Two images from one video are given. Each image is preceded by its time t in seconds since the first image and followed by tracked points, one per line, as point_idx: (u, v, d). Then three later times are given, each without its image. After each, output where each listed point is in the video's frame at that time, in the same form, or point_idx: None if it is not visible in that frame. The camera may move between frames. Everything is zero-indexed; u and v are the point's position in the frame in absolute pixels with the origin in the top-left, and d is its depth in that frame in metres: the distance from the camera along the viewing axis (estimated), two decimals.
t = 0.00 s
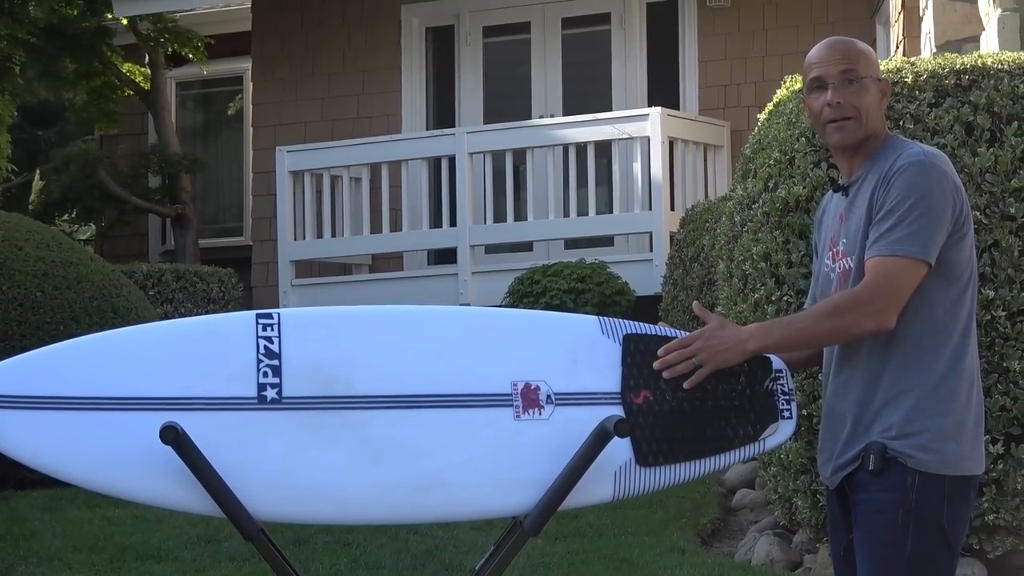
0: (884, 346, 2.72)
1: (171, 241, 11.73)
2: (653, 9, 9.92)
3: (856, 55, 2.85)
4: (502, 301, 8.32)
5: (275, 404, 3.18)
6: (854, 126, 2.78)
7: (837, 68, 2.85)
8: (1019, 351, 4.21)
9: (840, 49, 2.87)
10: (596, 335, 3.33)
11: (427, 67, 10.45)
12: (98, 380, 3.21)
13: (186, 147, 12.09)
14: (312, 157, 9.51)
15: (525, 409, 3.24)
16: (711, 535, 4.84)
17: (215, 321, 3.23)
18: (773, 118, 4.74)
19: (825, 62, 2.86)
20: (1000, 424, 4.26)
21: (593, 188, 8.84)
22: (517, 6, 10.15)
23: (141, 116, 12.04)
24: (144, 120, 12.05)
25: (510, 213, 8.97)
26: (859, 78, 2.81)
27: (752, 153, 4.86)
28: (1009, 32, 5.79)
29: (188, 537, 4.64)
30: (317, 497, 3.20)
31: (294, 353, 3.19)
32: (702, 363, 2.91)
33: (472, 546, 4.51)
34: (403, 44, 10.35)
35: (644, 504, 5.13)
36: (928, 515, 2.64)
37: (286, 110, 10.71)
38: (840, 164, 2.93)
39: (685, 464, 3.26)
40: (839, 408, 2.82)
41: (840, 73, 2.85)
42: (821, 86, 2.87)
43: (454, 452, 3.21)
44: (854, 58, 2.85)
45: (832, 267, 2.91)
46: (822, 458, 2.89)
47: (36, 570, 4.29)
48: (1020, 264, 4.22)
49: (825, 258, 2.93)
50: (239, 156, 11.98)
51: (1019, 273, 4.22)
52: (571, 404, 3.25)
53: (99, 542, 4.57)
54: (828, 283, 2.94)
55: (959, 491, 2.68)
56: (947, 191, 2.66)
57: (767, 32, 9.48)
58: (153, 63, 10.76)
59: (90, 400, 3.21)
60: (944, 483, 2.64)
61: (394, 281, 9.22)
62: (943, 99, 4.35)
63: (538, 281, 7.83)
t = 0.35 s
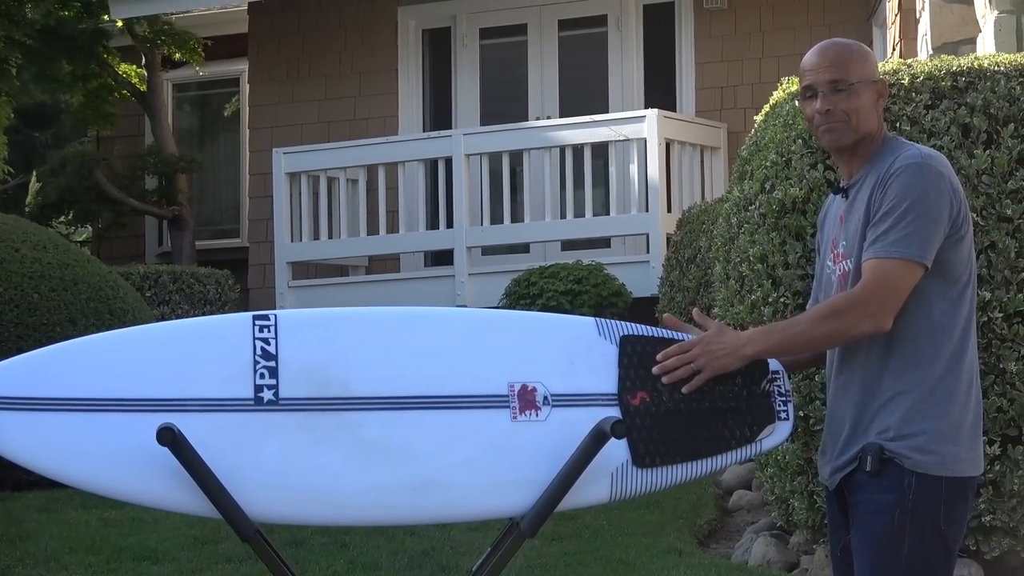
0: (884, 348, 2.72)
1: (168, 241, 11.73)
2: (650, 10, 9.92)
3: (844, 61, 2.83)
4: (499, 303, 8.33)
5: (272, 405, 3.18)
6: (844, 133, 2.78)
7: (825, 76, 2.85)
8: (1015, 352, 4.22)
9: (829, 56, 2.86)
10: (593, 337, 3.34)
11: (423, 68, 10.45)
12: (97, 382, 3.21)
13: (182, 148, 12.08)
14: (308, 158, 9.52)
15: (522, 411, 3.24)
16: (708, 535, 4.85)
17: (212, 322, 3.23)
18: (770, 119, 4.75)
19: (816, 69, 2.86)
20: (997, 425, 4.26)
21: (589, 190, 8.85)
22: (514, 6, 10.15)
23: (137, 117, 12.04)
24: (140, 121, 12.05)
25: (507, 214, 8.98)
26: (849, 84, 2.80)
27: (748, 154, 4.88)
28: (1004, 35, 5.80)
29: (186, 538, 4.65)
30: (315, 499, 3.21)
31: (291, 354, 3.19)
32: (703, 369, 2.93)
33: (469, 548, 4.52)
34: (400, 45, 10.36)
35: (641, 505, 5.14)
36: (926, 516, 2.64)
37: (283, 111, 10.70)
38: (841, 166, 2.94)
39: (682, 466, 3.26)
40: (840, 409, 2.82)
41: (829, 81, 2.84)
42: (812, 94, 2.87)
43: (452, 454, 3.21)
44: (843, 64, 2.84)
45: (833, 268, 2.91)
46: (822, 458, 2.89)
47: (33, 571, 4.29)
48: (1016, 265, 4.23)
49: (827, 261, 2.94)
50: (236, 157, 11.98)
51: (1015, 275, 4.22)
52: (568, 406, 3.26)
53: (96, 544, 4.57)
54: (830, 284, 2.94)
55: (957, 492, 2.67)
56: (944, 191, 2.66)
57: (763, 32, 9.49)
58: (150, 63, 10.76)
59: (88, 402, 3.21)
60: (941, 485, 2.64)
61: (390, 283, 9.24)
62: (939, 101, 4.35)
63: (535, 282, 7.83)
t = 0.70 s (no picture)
0: (888, 348, 2.71)
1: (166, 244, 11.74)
2: (647, 12, 9.92)
3: (846, 62, 2.79)
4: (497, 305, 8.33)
5: (270, 408, 3.18)
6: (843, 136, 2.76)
7: (827, 75, 2.81)
8: (1013, 354, 4.22)
9: (835, 54, 2.82)
10: (591, 339, 3.34)
11: (421, 71, 10.46)
12: (95, 384, 3.22)
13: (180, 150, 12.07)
14: (305, 161, 9.52)
15: (519, 413, 3.24)
16: (706, 538, 4.86)
17: (209, 324, 3.23)
18: (768, 121, 4.76)
19: (818, 68, 2.83)
20: (995, 427, 4.26)
21: (587, 192, 8.85)
22: (513, 8, 10.16)
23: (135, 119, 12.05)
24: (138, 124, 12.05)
25: (505, 216, 8.99)
26: (851, 86, 2.77)
27: (747, 157, 4.88)
28: (1003, 37, 5.79)
29: (185, 541, 4.65)
30: (313, 501, 3.21)
31: (288, 356, 3.19)
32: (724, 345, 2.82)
33: (466, 551, 4.52)
34: (397, 48, 10.37)
35: (639, 508, 5.14)
36: (925, 518, 2.64)
37: (281, 114, 10.71)
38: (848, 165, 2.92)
39: (680, 468, 3.27)
40: (842, 408, 2.82)
41: (829, 81, 2.81)
42: (814, 92, 2.84)
43: (451, 455, 3.21)
44: (846, 64, 2.80)
45: (837, 266, 2.91)
46: (823, 459, 2.89)
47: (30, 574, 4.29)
48: (1012, 267, 4.23)
49: (833, 258, 2.94)
50: (234, 160, 11.98)
51: (1013, 277, 4.22)
52: (566, 408, 3.26)
53: (95, 547, 4.56)
54: (833, 282, 2.94)
55: (957, 494, 2.67)
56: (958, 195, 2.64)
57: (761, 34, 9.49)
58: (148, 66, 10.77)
59: (85, 404, 3.21)
60: (941, 486, 2.63)
61: (389, 286, 9.25)
62: (937, 103, 4.36)
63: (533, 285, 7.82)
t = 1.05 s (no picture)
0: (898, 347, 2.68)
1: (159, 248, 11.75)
2: (640, 16, 9.92)
3: (878, 55, 2.82)
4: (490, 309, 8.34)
5: (262, 413, 3.18)
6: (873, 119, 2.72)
7: (858, 66, 2.82)
8: (1005, 360, 4.22)
9: (863, 48, 2.84)
10: (583, 344, 3.32)
11: (414, 75, 10.46)
12: (86, 388, 3.22)
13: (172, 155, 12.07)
14: (297, 166, 9.53)
15: (512, 418, 3.24)
16: (698, 542, 4.90)
17: (202, 329, 3.23)
18: (760, 127, 4.76)
19: (849, 58, 2.83)
20: (986, 433, 4.27)
21: (579, 197, 8.86)
22: (507, 13, 10.16)
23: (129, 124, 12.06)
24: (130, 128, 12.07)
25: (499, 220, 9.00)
26: (882, 78, 2.77)
27: (738, 163, 4.89)
28: (994, 44, 5.80)
29: (177, 546, 4.66)
30: (307, 505, 3.21)
31: (280, 361, 3.19)
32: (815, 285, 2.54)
33: (457, 557, 4.54)
34: (390, 52, 10.37)
35: (631, 513, 5.17)
36: (930, 523, 2.60)
37: (274, 119, 10.75)
38: (846, 167, 2.87)
39: (673, 474, 3.27)
40: (850, 405, 2.77)
41: (861, 71, 2.81)
42: (840, 83, 2.83)
43: (446, 460, 3.21)
44: (876, 58, 2.83)
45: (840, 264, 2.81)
46: (824, 460, 2.84)
47: None
48: (1005, 272, 4.23)
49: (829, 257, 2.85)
50: (228, 164, 11.98)
51: (1005, 282, 4.23)
52: (558, 413, 3.25)
53: (87, 552, 4.57)
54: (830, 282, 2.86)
55: (961, 499, 2.64)
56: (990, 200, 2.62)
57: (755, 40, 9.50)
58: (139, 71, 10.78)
59: (77, 409, 3.21)
60: (946, 491, 2.60)
61: (381, 292, 9.27)
62: (929, 108, 4.39)
63: (525, 290, 7.83)
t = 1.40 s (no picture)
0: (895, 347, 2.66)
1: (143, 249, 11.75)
2: (626, 17, 9.93)
3: (869, 56, 2.82)
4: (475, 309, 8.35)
5: (246, 413, 3.17)
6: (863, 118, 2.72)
7: (850, 65, 2.81)
8: (989, 360, 4.24)
9: (854, 48, 2.84)
10: (567, 343, 3.32)
11: (399, 75, 10.46)
12: (70, 388, 3.21)
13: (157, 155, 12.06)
14: (281, 167, 9.53)
15: (496, 418, 3.23)
16: (682, 542, 4.92)
17: (186, 329, 3.23)
18: (744, 126, 4.77)
19: (839, 58, 2.82)
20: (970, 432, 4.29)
21: (564, 197, 8.87)
22: (492, 13, 10.16)
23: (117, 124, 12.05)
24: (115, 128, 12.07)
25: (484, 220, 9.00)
26: (872, 77, 2.77)
27: (723, 162, 4.90)
28: (977, 44, 5.83)
29: (159, 546, 4.67)
30: (291, 505, 3.20)
31: (264, 361, 3.18)
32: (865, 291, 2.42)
33: (439, 558, 4.55)
34: (375, 52, 10.37)
35: (613, 513, 5.18)
36: (922, 523, 2.61)
37: (258, 119, 10.75)
38: (834, 168, 2.86)
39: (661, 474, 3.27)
40: (843, 405, 2.76)
41: (853, 71, 2.81)
42: (831, 82, 2.81)
43: (428, 460, 3.20)
44: (867, 59, 2.82)
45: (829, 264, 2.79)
46: (814, 457, 2.83)
47: None
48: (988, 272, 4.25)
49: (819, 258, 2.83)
50: (212, 164, 11.97)
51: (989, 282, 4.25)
52: (542, 413, 3.25)
53: (70, 552, 4.57)
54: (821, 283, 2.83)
55: (951, 500, 2.64)
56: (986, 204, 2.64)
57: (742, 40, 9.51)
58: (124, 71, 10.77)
59: (62, 410, 3.21)
60: (937, 491, 2.61)
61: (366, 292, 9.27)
62: (913, 109, 4.41)
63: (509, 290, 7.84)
